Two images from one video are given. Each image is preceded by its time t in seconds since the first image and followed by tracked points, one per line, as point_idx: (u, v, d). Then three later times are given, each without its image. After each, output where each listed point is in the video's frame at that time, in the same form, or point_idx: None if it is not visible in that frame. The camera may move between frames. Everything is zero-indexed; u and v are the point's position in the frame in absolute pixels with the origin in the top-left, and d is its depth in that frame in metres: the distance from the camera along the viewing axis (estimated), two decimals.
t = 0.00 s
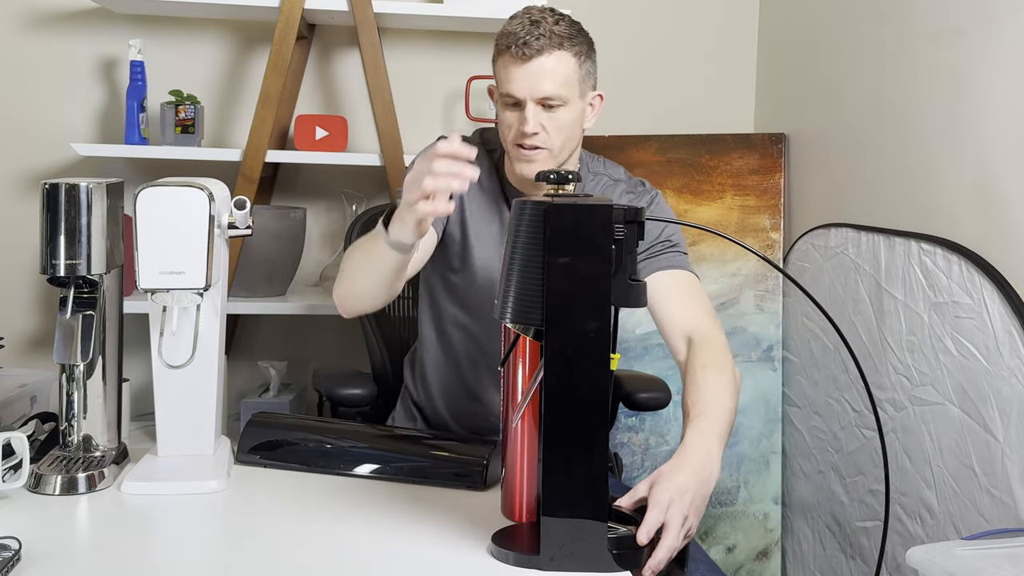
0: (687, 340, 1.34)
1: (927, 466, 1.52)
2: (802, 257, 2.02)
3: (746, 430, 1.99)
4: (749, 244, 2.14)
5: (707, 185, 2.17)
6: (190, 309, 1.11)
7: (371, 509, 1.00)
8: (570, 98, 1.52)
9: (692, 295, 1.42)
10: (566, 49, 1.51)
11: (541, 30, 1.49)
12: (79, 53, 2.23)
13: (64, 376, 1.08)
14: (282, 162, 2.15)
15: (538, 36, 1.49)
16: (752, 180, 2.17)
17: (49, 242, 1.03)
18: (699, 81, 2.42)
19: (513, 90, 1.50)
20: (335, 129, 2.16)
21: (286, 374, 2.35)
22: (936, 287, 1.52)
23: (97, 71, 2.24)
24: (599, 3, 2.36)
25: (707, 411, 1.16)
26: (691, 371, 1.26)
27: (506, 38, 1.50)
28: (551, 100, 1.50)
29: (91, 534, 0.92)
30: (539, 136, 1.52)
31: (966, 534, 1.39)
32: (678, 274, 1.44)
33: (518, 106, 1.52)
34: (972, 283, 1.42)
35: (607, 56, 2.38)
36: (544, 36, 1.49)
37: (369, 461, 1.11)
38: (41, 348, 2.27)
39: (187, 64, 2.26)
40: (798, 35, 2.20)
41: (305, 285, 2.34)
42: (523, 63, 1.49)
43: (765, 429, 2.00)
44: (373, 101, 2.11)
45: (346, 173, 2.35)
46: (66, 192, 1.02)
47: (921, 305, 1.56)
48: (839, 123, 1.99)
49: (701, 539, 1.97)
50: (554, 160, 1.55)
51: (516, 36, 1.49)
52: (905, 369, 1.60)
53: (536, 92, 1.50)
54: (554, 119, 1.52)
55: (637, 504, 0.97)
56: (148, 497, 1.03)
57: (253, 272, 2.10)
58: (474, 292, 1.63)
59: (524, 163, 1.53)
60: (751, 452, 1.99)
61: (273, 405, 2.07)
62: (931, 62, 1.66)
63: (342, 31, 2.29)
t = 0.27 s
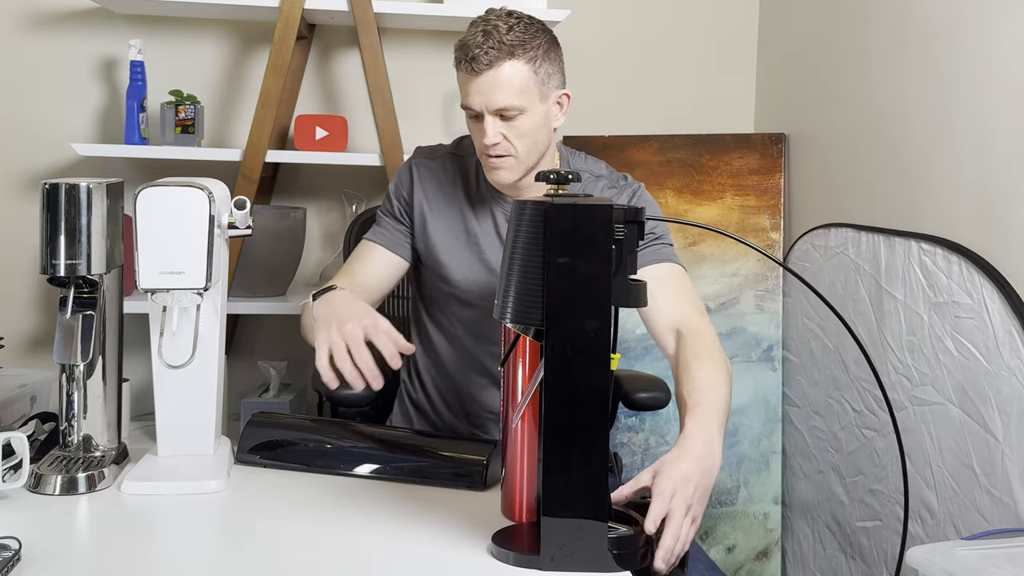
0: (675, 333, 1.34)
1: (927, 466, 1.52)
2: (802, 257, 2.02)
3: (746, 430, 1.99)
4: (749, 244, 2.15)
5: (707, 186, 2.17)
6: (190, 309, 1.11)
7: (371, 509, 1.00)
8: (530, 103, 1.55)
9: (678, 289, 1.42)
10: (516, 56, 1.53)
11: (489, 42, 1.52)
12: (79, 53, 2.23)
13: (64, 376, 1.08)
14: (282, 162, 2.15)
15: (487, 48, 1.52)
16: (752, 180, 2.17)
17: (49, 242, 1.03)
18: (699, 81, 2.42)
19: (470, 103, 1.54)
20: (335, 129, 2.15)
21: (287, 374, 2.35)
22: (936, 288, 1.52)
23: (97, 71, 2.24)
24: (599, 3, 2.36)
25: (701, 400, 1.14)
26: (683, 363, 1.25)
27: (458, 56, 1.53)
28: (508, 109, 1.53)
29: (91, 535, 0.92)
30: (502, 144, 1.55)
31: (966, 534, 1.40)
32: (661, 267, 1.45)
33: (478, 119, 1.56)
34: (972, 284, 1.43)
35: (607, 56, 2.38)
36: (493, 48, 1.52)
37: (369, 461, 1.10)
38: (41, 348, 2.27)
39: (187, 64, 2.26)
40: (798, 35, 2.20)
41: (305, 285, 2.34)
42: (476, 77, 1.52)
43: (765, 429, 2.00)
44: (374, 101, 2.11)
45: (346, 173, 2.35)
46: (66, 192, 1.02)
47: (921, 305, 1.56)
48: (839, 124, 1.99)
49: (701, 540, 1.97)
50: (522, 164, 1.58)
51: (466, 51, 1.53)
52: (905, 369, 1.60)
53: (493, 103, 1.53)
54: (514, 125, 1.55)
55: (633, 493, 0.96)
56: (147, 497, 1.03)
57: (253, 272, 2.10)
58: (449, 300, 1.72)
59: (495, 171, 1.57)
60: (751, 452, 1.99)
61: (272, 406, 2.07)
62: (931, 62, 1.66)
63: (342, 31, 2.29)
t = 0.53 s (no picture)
0: (694, 313, 1.42)
1: (927, 466, 1.52)
2: (802, 257, 2.02)
3: (746, 430, 1.99)
4: (748, 244, 2.14)
5: (707, 186, 2.17)
6: (190, 309, 1.11)
7: (371, 509, 1.00)
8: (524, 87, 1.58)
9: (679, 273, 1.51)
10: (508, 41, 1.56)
11: (478, 27, 1.54)
12: (79, 53, 2.23)
13: (65, 376, 1.08)
14: (282, 162, 2.15)
15: (480, 32, 1.54)
16: (752, 180, 2.17)
17: (49, 242, 1.03)
18: (699, 81, 2.42)
19: (465, 87, 1.55)
20: (335, 129, 2.15)
21: (287, 374, 2.35)
22: (936, 287, 1.52)
23: (97, 71, 2.24)
24: (599, 3, 2.36)
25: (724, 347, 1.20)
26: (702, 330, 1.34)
27: (448, 44, 1.55)
28: (503, 91, 1.55)
29: (90, 535, 0.92)
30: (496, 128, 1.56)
31: (966, 534, 1.39)
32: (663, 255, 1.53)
33: (471, 105, 1.57)
34: (972, 284, 1.43)
35: (607, 56, 2.38)
36: (485, 31, 1.54)
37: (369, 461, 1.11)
38: (41, 348, 2.27)
39: (187, 64, 2.26)
40: (798, 35, 2.20)
41: (305, 285, 2.34)
42: (468, 59, 1.54)
43: (765, 429, 1.99)
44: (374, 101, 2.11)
45: (346, 173, 2.35)
46: (66, 192, 1.02)
47: (921, 305, 1.56)
48: (839, 124, 1.99)
49: (701, 540, 1.97)
50: (514, 150, 1.59)
51: (455, 38, 1.55)
52: (906, 369, 1.60)
53: (487, 86, 1.54)
54: (508, 108, 1.57)
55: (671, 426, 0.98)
56: (147, 496, 1.03)
57: (253, 272, 2.11)
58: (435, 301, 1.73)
59: (490, 158, 1.57)
60: (751, 452, 1.99)
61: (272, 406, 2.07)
62: (931, 62, 1.66)
63: (342, 31, 2.29)
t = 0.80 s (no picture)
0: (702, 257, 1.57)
1: (926, 466, 1.52)
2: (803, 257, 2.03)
3: (746, 430, 1.99)
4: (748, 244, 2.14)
5: (707, 186, 2.17)
6: (190, 309, 1.11)
7: (371, 509, 1.00)
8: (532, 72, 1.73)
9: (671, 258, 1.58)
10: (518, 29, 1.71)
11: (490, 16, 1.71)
12: (79, 53, 2.23)
13: (64, 376, 1.08)
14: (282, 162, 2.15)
15: (493, 19, 1.71)
16: (752, 180, 2.17)
17: (49, 242, 1.03)
18: (699, 81, 2.42)
19: (481, 72, 1.70)
20: (335, 129, 2.16)
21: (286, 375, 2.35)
22: (936, 287, 1.52)
23: (97, 71, 2.24)
24: (599, 3, 2.36)
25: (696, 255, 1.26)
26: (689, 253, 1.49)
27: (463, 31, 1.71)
28: (515, 76, 1.72)
29: (90, 535, 0.92)
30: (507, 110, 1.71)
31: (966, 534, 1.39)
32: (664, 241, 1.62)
33: (484, 89, 1.72)
34: (973, 284, 1.43)
35: (607, 57, 2.38)
36: (498, 19, 1.71)
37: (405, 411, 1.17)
38: (41, 348, 2.27)
39: (187, 64, 2.27)
40: (798, 36, 2.20)
41: (305, 285, 2.34)
42: (482, 44, 1.70)
43: (765, 429, 1.99)
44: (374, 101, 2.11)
45: (346, 173, 2.35)
46: (66, 192, 1.02)
47: (921, 305, 1.56)
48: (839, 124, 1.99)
49: (701, 540, 1.96)
50: (521, 135, 1.74)
51: (468, 25, 1.71)
52: (906, 369, 1.60)
53: (499, 69, 1.70)
54: (518, 93, 1.73)
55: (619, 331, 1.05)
56: (147, 497, 1.03)
57: (253, 272, 2.11)
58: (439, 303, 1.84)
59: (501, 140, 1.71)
60: (751, 452, 1.98)
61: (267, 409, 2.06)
62: (931, 62, 1.66)
63: (342, 31, 2.29)
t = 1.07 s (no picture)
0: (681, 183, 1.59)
1: (926, 466, 1.52)
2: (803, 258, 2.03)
3: (746, 430, 1.99)
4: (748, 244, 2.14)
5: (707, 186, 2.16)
6: (190, 309, 1.11)
7: (371, 509, 1.00)
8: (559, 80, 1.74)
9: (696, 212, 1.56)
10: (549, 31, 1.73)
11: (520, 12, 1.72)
12: (79, 53, 2.23)
13: (65, 376, 1.08)
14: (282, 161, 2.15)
15: (524, 16, 1.72)
16: (752, 180, 2.17)
17: (49, 242, 1.03)
18: (699, 81, 2.42)
19: (509, 68, 1.71)
20: (335, 129, 2.16)
21: (286, 374, 2.35)
22: (936, 287, 1.52)
23: (97, 71, 2.24)
24: (599, 3, 2.36)
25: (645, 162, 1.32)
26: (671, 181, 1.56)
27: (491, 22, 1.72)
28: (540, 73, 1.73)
29: (90, 535, 0.91)
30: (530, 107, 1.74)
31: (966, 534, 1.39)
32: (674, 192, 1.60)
33: (508, 82, 1.73)
34: (973, 284, 1.43)
35: (607, 57, 2.38)
36: (529, 17, 1.71)
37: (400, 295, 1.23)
38: (41, 348, 2.27)
39: (187, 64, 2.27)
40: (799, 36, 2.20)
41: (305, 285, 2.34)
42: (512, 40, 1.71)
43: (765, 429, 1.99)
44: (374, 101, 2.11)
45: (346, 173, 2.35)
46: (66, 192, 1.02)
47: (921, 305, 1.56)
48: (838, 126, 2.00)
49: (701, 540, 1.95)
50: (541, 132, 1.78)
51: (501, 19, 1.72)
52: (906, 369, 1.60)
53: (527, 66, 1.72)
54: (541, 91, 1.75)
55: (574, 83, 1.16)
56: (147, 497, 1.03)
57: (253, 272, 2.11)
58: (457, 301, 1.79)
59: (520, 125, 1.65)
60: (751, 452, 1.98)
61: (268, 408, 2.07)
62: (931, 62, 1.66)
63: (342, 31, 2.29)
